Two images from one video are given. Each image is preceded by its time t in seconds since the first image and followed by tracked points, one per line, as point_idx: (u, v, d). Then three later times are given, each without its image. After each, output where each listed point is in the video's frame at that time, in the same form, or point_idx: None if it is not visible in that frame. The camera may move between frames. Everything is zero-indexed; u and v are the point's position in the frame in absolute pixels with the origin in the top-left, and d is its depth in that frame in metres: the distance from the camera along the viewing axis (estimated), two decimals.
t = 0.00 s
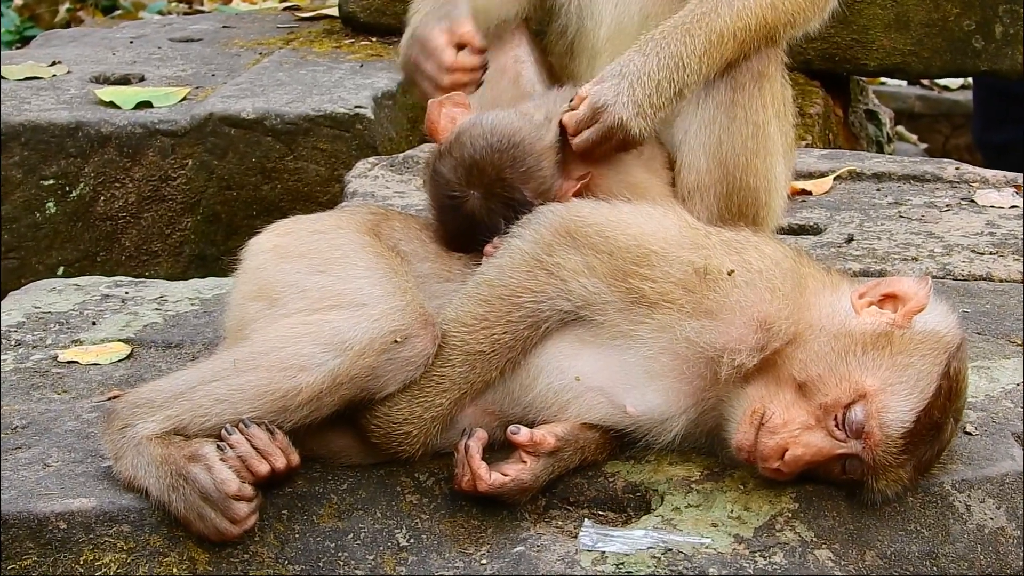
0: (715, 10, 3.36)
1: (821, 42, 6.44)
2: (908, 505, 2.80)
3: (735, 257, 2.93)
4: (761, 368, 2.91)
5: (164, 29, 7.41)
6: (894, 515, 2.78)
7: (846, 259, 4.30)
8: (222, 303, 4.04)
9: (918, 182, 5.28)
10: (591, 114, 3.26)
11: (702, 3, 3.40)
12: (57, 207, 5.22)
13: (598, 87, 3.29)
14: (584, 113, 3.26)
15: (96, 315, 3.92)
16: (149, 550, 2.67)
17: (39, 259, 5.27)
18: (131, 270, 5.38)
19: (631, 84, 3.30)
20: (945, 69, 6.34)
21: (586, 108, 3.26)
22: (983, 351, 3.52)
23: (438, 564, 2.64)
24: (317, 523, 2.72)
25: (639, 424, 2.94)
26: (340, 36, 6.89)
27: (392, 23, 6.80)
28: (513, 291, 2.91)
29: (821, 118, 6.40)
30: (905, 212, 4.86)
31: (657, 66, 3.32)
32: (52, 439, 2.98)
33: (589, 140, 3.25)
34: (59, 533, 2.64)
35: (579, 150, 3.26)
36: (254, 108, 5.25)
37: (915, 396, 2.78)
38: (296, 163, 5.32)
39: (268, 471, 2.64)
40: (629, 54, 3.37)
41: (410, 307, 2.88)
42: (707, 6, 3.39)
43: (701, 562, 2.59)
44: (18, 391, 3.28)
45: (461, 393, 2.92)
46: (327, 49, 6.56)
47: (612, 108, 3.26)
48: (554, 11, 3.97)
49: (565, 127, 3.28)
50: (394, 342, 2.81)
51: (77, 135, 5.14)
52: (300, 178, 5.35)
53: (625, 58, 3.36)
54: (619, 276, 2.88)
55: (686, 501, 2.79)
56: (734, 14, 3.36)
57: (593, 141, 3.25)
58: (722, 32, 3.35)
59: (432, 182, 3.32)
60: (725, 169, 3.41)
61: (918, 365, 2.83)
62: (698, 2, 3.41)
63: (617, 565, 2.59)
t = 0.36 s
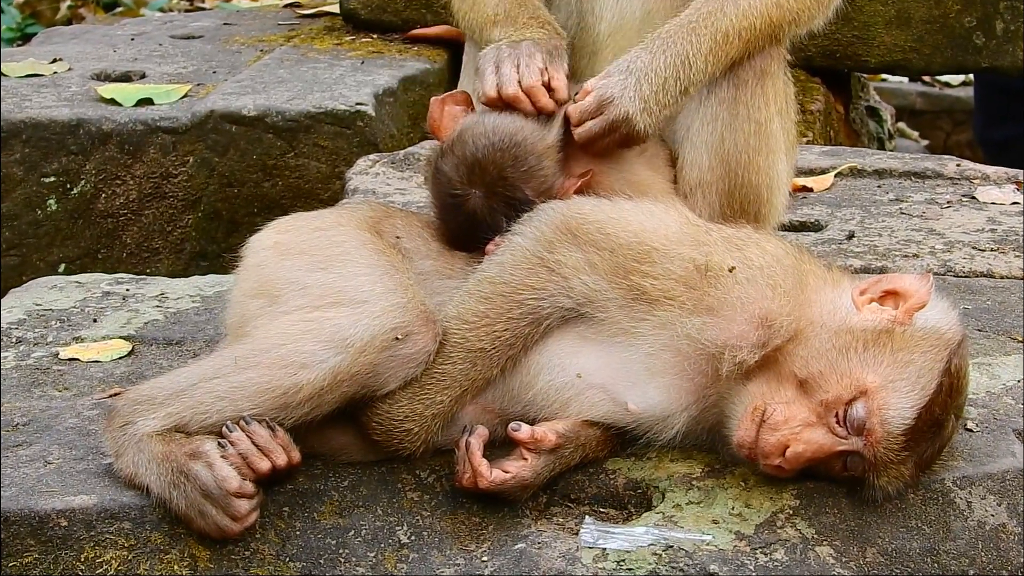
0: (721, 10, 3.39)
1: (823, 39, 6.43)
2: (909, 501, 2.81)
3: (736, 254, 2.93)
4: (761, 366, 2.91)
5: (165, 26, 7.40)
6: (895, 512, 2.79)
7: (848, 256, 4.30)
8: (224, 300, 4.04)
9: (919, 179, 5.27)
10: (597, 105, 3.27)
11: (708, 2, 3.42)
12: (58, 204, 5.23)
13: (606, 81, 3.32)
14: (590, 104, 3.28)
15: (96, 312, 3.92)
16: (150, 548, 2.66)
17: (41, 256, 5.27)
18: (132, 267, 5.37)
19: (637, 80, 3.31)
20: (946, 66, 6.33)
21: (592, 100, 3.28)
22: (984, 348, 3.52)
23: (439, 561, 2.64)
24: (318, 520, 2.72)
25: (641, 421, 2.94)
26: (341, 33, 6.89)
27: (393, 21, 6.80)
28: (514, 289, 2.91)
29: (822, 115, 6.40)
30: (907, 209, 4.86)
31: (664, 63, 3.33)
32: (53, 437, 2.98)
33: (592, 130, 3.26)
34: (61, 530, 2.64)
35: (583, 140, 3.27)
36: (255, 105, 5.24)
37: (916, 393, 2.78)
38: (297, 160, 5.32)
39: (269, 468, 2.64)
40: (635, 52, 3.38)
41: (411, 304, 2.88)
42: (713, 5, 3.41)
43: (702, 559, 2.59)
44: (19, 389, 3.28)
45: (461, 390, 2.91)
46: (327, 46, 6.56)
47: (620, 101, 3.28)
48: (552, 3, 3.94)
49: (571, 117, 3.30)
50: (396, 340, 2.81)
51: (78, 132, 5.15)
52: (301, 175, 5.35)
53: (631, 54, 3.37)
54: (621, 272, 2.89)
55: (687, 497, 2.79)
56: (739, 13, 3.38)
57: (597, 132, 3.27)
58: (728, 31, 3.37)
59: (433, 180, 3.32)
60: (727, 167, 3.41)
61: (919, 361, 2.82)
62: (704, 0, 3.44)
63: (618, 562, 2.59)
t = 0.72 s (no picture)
0: (722, 9, 3.40)
1: (823, 36, 6.43)
2: (909, 498, 2.81)
3: (736, 250, 2.93)
4: (761, 362, 2.91)
5: (165, 23, 7.40)
6: (896, 509, 2.78)
7: (848, 253, 4.30)
8: (224, 297, 4.04)
9: (920, 176, 5.27)
10: (594, 104, 3.29)
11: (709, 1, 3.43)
12: (58, 201, 5.22)
13: (605, 79, 3.33)
14: (586, 102, 3.29)
15: (97, 309, 3.92)
16: (151, 545, 2.67)
17: (41, 253, 5.24)
18: (133, 264, 5.37)
19: (635, 81, 3.33)
20: (946, 63, 6.33)
21: (588, 98, 3.29)
22: (985, 345, 3.52)
23: (440, 558, 2.64)
24: (318, 517, 2.72)
25: (641, 418, 2.94)
26: (341, 30, 6.89)
27: (394, 18, 6.80)
28: (513, 286, 2.91)
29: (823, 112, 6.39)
30: (907, 205, 4.86)
31: (664, 63, 3.34)
32: (54, 433, 2.98)
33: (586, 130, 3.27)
34: (61, 527, 2.64)
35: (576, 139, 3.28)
36: (256, 103, 5.25)
37: (917, 389, 2.78)
38: (298, 157, 5.32)
39: (269, 465, 2.64)
40: (636, 51, 3.39)
41: (412, 300, 2.88)
42: (714, 5, 3.42)
43: (703, 556, 2.59)
44: (19, 386, 3.28)
45: (461, 387, 2.91)
46: (328, 43, 6.56)
47: (615, 101, 3.29)
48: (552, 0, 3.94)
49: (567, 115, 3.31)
50: (396, 336, 2.81)
51: (78, 129, 5.15)
52: (301, 172, 5.35)
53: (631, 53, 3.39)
54: (621, 269, 2.89)
55: (687, 494, 2.79)
56: (740, 13, 3.39)
57: (592, 131, 3.28)
58: (729, 30, 3.37)
59: (432, 176, 3.32)
60: (727, 164, 3.40)
61: (919, 358, 2.83)
62: None
63: (618, 558, 2.59)
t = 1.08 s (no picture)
0: (724, 4, 3.41)
1: (824, 34, 6.43)
2: (910, 496, 2.81)
3: (736, 246, 2.94)
4: (763, 359, 2.91)
5: (166, 20, 7.39)
6: (897, 506, 2.79)
7: (850, 250, 4.30)
8: (225, 294, 4.04)
9: (920, 173, 5.27)
10: (599, 104, 3.29)
11: None
12: (59, 198, 5.23)
13: (608, 78, 3.33)
14: (593, 102, 3.29)
15: (98, 306, 3.92)
16: (152, 542, 2.67)
17: (42, 250, 5.25)
18: (134, 261, 5.38)
19: (639, 76, 3.34)
20: (947, 60, 6.33)
21: (595, 98, 3.29)
22: (986, 343, 3.52)
23: (441, 556, 2.64)
24: (319, 514, 2.72)
25: (642, 415, 2.94)
26: (342, 28, 6.88)
27: (394, 15, 6.80)
28: (515, 282, 2.90)
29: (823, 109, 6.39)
30: (908, 203, 4.86)
31: (667, 58, 3.36)
32: (55, 431, 2.98)
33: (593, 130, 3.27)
34: (62, 524, 2.64)
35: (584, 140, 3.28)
36: (257, 100, 5.24)
37: (920, 384, 2.78)
38: (298, 154, 5.31)
39: (270, 463, 2.64)
40: (638, 48, 3.41)
41: (413, 297, 2.88)
42: None
43: (704, 553, 2.59)
44: (20, 383, 3.29)
45: (462, 384, 2.91)
46: (329, 40, 6.55)
47: (620, 99, 3.29)
48: None
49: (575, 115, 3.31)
50: (397, 334, 2.81)
51: (79, 127, 5.15)
52: (302, 169, 5.35)
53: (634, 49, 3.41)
54: (623, 266, 2.89)
55: (688, 491, 2.79)
56: (742, 8, 3.41)
57: (598, 131, 3.27)
58: (731, 24, 3.39)
59: (432, 176, 3.32)
60: (727, 160, 3.40)
61: (921, 353, 2.82)
62: None
63: (619, 556, 2.59)
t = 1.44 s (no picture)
0: (725, 6, 3.41)
1: (823, 32, 6.43)
2: (908, 494, 2.81)
3: (735, 243, 2.93)
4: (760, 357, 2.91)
5: (165, 18, 7.39)
6: (895, 504, 2.79)
7: (848, 248, 4.30)
8: (224, 292, 4.04)
9: (919, 171, 5.27)
10: (600, 103, 3.29)
11: None
12: (58, 196, 5.23)
13: (611, 78, 3.33)
14: (594, 101, 3.29)
15: (96, 303, 3.92)
16: (150, 539, 2.67)
17: (41, 248, 5.26)
18: (133, 259, 5.39)
19: (641, 78, 3.33)
20: (947, 59, 6.33)
21: (596, 97, 3.30)
22: (984, 341, 3.52)
23: (439, 553, 2.64)
24: (317, 512, 2.72)
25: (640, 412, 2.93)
26: (341, 25, 6.88)
27: (394, 13, 6.80)
28: (514, 279, 2.91)
29: (823, 107, 6.40)
30: (907, 201, 4.86)
31: (669, 61, 3.35)
32: (53, 428, 2.98)
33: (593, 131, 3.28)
34: (60, 522, 2.65)
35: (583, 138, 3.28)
36: (256, 97, 5.24)
37: (917, 383, 2.77)
38: (298, 152, 5.31)
39: (268, 460, 2.64)
40: (639, 49, 3.40)
41: (411, 295, 2.88)
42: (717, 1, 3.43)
43: (701, 551, 2.59)
44: (19, 380, 3.29)
45: (462, 381, 2.91)
46: (329, 38, 6.55)
47: (621, 100, 3.29)
48: None
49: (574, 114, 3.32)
50: (395, 331, 2.81)
51: (78, 124, 5.15)
52: (302, 167, 5.35)
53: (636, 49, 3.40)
54: (622, 263, 2.89)
55: (686, 489, 2.79)
56: (743, 8, 3.40)
57: (598, 131, 3.28)
58: (732, 26, 3.39)
59: (432, 172, 3.29)
60: (727, 159, 3.40)
61: (919, 352, 2.81)
62: None
63: (617, 554, 2.59)
